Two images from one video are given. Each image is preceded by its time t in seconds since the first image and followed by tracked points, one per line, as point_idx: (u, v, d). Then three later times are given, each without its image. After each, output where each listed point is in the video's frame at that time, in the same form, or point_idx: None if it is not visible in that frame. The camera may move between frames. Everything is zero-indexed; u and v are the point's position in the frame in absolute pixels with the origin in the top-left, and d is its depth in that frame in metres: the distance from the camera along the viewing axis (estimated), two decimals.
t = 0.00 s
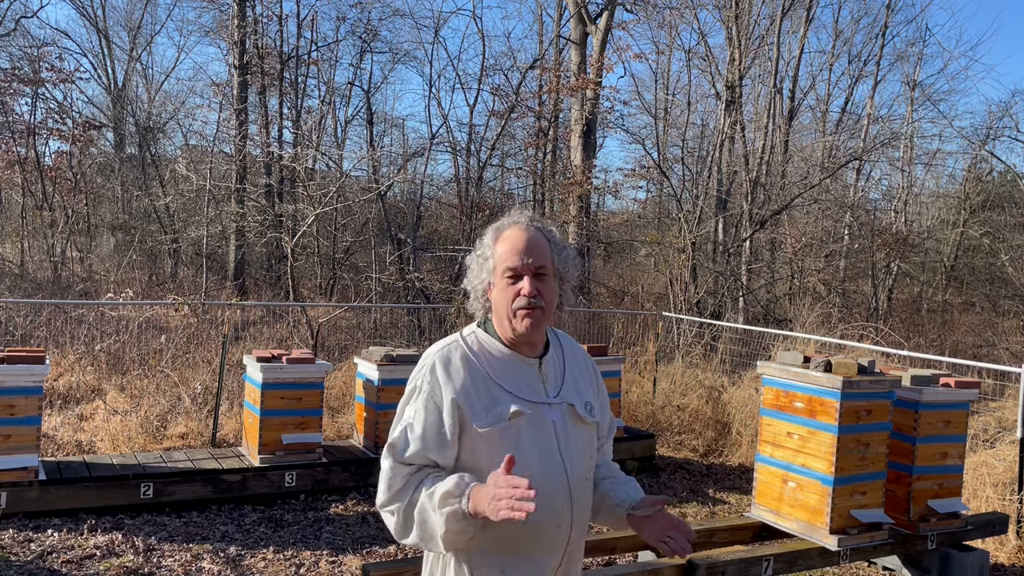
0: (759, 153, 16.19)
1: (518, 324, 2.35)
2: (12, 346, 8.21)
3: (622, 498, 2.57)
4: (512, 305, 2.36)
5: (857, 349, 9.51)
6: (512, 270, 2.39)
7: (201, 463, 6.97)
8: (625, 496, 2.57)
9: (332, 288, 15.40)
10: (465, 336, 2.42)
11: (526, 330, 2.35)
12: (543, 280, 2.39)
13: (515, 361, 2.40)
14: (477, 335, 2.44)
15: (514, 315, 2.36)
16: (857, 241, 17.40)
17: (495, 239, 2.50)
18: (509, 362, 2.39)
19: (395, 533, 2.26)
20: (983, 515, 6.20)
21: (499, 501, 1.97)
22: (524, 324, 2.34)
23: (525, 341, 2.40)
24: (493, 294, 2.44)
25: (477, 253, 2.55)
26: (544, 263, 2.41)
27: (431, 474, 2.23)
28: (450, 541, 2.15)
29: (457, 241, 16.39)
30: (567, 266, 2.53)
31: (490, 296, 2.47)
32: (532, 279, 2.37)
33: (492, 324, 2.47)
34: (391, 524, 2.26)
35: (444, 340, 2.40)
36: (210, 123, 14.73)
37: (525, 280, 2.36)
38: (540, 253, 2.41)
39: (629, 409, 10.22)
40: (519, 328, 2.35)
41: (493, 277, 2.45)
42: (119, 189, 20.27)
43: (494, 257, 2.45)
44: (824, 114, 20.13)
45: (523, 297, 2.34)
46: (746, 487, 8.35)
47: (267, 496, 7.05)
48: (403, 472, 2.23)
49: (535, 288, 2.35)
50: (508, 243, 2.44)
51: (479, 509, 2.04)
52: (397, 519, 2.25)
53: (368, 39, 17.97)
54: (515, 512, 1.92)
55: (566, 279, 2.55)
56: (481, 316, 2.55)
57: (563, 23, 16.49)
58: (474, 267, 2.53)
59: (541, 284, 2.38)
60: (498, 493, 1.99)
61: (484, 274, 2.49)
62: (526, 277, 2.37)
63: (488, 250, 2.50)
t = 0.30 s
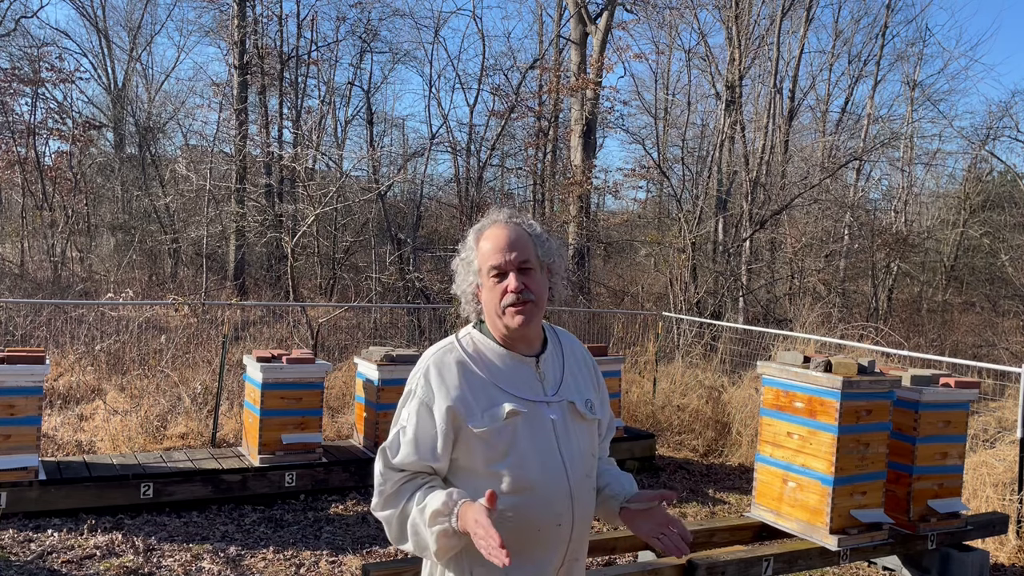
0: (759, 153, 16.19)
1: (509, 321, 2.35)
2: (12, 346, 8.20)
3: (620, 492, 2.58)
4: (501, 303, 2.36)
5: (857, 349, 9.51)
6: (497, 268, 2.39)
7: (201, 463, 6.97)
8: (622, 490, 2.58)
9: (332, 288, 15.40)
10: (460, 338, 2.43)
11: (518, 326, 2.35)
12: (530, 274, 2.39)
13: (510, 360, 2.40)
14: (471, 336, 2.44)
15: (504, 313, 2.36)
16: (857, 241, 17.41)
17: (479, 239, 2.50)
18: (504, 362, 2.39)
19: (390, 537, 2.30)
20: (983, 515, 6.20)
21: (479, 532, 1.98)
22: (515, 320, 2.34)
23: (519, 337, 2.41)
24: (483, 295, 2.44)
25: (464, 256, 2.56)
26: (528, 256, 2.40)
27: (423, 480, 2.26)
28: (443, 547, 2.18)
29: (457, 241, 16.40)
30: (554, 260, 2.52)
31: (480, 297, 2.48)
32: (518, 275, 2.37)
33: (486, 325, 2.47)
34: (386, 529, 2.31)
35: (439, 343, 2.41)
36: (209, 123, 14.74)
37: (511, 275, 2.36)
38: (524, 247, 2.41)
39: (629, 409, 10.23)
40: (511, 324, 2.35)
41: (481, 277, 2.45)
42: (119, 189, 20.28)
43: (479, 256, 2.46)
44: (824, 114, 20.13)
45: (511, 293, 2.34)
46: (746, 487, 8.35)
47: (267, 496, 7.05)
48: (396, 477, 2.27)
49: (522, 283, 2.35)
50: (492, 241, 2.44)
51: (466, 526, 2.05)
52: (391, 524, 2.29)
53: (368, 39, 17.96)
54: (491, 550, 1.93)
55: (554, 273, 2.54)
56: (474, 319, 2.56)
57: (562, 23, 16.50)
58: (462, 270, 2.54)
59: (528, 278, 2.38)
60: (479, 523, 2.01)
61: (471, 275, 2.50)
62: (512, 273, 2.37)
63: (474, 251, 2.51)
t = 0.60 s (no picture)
0: (759, 153, 16.19)
1: (507, 321, 2.35)
2: (12, 346, 8.17)
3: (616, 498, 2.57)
4: (500, 303, 2.36)
5: (857, 349, 9.51)
6: (497, 268, 2.39)
7: (201, 463, 6.97)
8: (619, 495, 2.57)
9: (332, 288, 15.40)
10: (458, 338, 2.43)
11: (516, 327, 2.35)
12: (530, 275, 2.39)
13: (508, 360, 2.40)
14: (469, 336, 2.44)
15: (503, 313, 2.36)
16: (857, 241, 17.41)
17: (479, 238, 2.50)
18: (501, 362, 2.39)
19: (386, 535, 2.31)
20: (983, 515, 6.20)
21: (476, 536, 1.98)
22: (514, 321, 2.34)
23: (516, 338, 2.41)
24: (482, 294, 2.44)
25: (464, 254, 2.55)
26: (528, 257, 2.40)
27: (418, 481, 2.26)
28: (438, 547, 2.19)
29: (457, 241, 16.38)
30: (555, 261, 2.52)
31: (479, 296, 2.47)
32: (518, 275, 2.37)
33: (484, 324, 2.47)
34: (381, 526, 2.31)
35: (437, 342, 2.41)
36: (209, 123, 14.73)
37: (511, 276, 2.36)
38: (525, 248, 2.41)
39: (629, 409, 10.23)
40: (509, 325, 2.35)
41: (480, 276, 2.45)
42: (119, 189, 20.28)
43: (480, 255, 2.46)
44: (824, 114, 20.13)
45: (509, 294, 2.34)
46: (746, 487, 8.35)
47: (267, 496, 7.05)
48: (391, 476, 2.28)
49: (521, 284, 2.35)
50: (493, 240, 2.44)
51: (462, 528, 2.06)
52: (387, 523, 2.29)
53: (368, 39, 17.95)
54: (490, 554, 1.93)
55: (554, 274, 2.54)
56: (472, 318, 2.56)
57: (563, 23, 16.49)
58: (462, 269, 2.54)
59: (527, 280, 2.37)
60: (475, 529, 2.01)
61: (471, 274, 2.49)
62: (512, 273, 2.37)
63: (474, 249, 2.50)
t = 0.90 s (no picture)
0: (760, 153, 16.18)
1: (507, 322, 2.35)
2: (12, 346, 8.11)
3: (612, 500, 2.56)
4: (501, 304, 2.36)
5: (857, 349, 9.51)
6: (500, 269, 2.38)
7: (201, 463, 6.97)
8: (615, 497, 2.56)
9: (332, 288, 15.40)
10: (456, 338, 2.43)
11: (516, 328, 2.34)
12: (532, 277, 2.39)
13: (506, 361, 2.40)
14: (467, 336, 2.44)
15: (504, 314, 2.36)
16: (857, 241, 17.40)
17: (482, 237, 2.50)
18: (499, 363, 2.39)
19: (381, 534, 2.30)
20: (983, 515, 6.19)
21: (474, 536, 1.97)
22: (514, 321, 2.34)
23: (514, 339, 2.41)
24: (483, 294, 2.44)
25: (465, 253, 2.55)
26: (531, 259, 2.40)
27: (414, 482, 2.25)
28: (434, 549, 2.18)
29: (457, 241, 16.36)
30: (555, 264, 2.52)
31: (479, 296, 2.47)
32: (520, 277, 2.36)
33: (482, 325, 2.47)
34: (377, 524, 2.31)
35: (434, 343, 2.40)
36: (209, 123, 14.73)
37: (514, 278, 2.36)
38: (528, 250, 2.41)
39: (629, 409, 10.22)
40: (509, 326, 2.35)
41: (481, 276, 2.44)
42: (119, 189, 20.28)
43: (482, 256, 2.45)
44: (824, 114, 20.12)
45: (512, 295, 2.34)
46: (745, 487, 8.35)
47: (267, 496, 7.05)
48: (387, 476, 2.27)
49: (523, 286, 2.34)
50: (496, 241, 2.43)
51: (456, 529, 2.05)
52: (382, 523, 2.29)
53: (368, 39, 17.94)
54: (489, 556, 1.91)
55: (554, 276, 2.54)
56: (470, 318, 2.56)
57: (563, 23, 16.49)
58: (462, 268, 2.53)
59: (530, 282, 2.37)
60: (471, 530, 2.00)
61: (471, 273, 2.49)
62: (515, 275, 2.36)
63: (476, 249, 2.50)
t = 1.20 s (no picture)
0: (760, 153, 16.17)
1: (509, 323, 2.35)
2: (12, 346, 8.10)
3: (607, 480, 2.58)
4: (502, 305, 2.36)
5: (857, 348, 9.51)
6: (501, 269, 2.38)
7: (201, 463, 6.97)
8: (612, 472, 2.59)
9: (331, 288, 15.39)
10: (453, 338, 2.42)
11: (517, 330, 2.35)
12: (533, 278, 2.39)
13: (503, 361, 2.40)
14: (464, 336, 2.44)
15: (504, 315, 2.36)
16: (857, 241, 17.40)
17: (482, 238, 2.49)
18: (498, 363, 2.39)
19: (378, 524, 2.25)
20: (983, 515, 6.20)
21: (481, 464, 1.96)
22: (515, 323, 2.34)
23: (512, 339, 2.41)
24: (482, 295, 2.43)
25: (464, 252, 2.54)
26: (532, 261, 2.40)
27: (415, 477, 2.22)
28: (430, 526, 2.14)
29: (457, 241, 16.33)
30: (555, 265, 2.53)
31: (477, 295, 2.47)
32: (522, 278, 2.36)
33: (480, 325, 2.47)
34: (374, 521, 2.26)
35: (432, 342, 2.39)
36: (209, 124, 14.75)
37: (516, 279, 2.36)
38: (529, 250, 2.41)
39: (629, 409, 10.23)
40: (510, 326, 2.35)
41: (481, 276, 2.44)
42: (119, 189, 20.29)
43: (483, 256, 2.44)
44: (824, 114, 20.12)
45: (513, 296, 2.33)
46: (746, 487, 8.35)
47: (267, 496, 7.05)
48: (387, 474, 2.24)
49: (525, 287, 2.34)
50: (497, 241, 2.43)
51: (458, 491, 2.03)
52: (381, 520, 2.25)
53: (368, 39, 17.93)
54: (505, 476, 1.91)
55: (552, 277, 2.55)
56: (468, 317, 2.55)
57: (562, 23, 16.49)
58: (462, 267, 2.52)
59: (531, 283, 2.37)
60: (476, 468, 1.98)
61: (471, 273, 2.48)
62: (517, 276, 2.36)
63: (475, 248, 2.49)
